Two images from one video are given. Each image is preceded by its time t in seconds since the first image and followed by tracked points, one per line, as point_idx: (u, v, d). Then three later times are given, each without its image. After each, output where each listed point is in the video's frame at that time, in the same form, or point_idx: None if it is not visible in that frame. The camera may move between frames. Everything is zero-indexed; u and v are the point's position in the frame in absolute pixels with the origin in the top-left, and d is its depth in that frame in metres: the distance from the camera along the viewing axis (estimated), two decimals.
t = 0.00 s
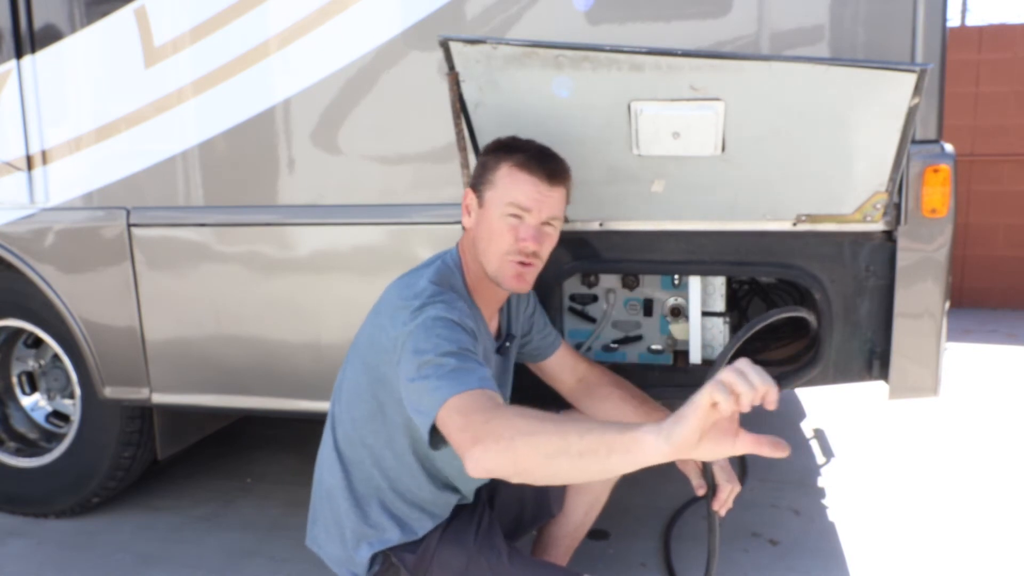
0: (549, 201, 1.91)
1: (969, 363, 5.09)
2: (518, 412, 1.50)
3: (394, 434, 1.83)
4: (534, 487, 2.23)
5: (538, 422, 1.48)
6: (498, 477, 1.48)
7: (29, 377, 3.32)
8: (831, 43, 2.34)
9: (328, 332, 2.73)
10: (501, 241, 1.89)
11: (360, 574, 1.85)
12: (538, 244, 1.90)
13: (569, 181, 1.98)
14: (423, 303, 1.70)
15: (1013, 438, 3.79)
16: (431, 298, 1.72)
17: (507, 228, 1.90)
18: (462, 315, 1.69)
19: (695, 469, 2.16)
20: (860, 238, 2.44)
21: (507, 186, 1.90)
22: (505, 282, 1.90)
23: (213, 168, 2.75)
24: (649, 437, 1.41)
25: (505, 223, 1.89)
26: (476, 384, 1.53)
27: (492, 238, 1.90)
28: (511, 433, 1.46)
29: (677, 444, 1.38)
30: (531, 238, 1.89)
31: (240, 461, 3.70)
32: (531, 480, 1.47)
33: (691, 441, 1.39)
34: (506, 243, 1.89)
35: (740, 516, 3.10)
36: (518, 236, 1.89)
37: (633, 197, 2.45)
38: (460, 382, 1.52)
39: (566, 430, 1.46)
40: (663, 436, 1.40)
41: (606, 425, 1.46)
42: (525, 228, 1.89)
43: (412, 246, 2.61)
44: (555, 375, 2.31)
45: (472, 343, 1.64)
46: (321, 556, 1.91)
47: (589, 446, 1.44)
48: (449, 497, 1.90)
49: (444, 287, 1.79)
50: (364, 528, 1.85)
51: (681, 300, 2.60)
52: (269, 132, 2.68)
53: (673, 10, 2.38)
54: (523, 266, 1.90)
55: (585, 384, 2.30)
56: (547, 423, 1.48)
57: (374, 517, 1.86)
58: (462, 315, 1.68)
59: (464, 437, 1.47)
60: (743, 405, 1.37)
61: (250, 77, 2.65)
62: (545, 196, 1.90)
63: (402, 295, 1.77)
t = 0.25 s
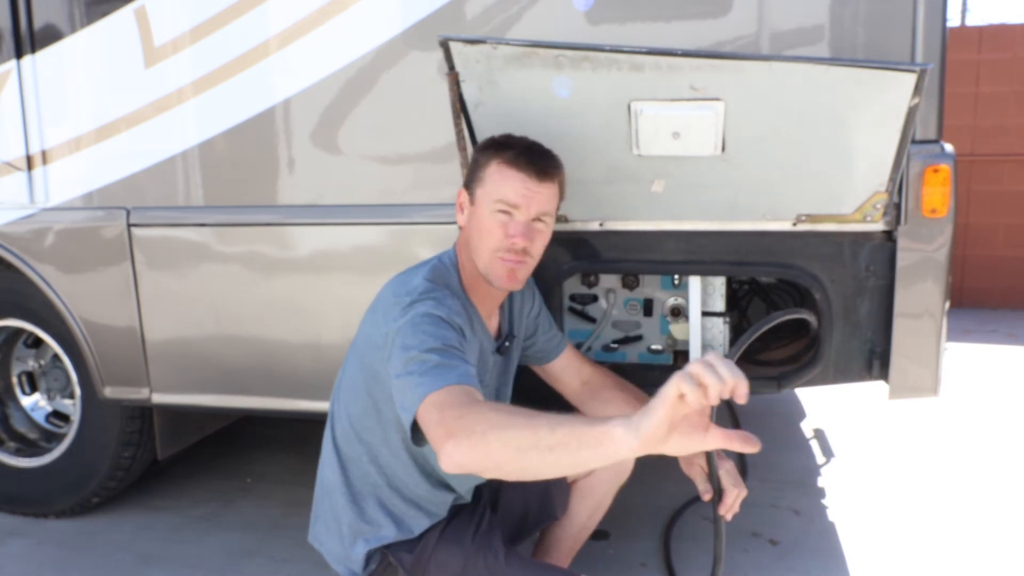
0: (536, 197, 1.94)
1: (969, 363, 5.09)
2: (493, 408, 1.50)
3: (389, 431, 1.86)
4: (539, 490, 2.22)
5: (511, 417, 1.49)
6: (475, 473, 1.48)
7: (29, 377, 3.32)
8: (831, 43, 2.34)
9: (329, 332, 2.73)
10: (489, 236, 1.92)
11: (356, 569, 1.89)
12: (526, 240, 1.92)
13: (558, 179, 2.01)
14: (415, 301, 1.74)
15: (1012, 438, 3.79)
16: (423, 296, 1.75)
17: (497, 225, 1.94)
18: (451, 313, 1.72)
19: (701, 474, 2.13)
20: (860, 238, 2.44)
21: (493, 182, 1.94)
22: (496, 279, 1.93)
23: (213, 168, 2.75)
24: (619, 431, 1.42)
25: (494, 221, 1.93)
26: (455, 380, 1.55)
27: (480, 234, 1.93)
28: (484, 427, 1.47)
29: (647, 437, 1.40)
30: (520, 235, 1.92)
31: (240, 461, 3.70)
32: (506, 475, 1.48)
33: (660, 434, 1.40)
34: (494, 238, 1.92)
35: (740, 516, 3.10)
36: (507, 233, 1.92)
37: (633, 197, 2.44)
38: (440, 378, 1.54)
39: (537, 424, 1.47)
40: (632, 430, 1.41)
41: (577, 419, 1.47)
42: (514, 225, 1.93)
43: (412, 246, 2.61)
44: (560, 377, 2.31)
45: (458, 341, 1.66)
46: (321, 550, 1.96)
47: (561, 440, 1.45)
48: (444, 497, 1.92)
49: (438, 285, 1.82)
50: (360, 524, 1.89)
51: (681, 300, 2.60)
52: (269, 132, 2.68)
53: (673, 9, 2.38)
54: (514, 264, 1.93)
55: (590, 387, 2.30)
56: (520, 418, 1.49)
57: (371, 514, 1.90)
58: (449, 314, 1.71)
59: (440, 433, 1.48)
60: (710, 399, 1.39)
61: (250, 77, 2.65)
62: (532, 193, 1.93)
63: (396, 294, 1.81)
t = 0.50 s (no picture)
0: (530, 195, 1.95)
1: (969, 363, 5.09)
2: (476, 400, 1.51)
3: (385, 428, 1.87)
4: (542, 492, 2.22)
5: (493, 407, 1.50)
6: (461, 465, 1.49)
7: (29, 377, 3.32)
8: (831, 43, 2.34)
9: (329, 332, 2.73)
10: (485, 234, 1.93)
11: (351, 565, 1.91)
12: (521, 238, 1.93)
13: (555, 179, 2.02)
14: (410, 298, 1.75)
15: (1012, 438, 3.79)
16: (417, 293, 1.76)
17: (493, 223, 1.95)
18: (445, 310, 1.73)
19: (705, 477, 2.12)
20: (860, 238, 2.43)
21: (489, 180, 1.96)
22: (492, 277, 1.93)
23: (213, 168, 2.75)
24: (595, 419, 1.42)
25: (489, 218, 1.94)
26: (443, 374, 1.56)
27: (476, 232, 1.94)
28: (465, 417, 1.48)
29: (622, 425, 1.40)
30: (515, 233, 1.92)
31: (240, 461, 3.70)
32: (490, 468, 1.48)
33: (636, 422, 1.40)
34: (489, 236, 1.92)
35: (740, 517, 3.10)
36: (502, 231, 1.93)
37: (633, 197, 2.44)
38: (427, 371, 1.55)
39: (517, 415, 1.47)
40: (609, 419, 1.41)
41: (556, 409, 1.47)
42: (509, 222, 1.94)
43: (412, 246, 2.61)
44: (565, 382, 2.31)
45: (449, 337, 1.67)
46: (318, 545, 1.97)
47: (540, 429, 1.45)
48: (440, 496, 1.93)
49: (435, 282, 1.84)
50: (356, 520, 1.90)
51: (681, 300, 2.60)
52: (269, 132, 2.68)
53: (673, 9, 2.38)
54: (510, 261, 1.93)
55: (595, 390, 2.30)
56: (501, 408, 1.49)
57: (366, 510, 1.91)
58: (442, 310, 1.72)
59: (426, 425, 1.49)
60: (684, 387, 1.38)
61: (250, 77, 2.65)
62: (527, 191, 1.94)
63: (393, 291, 1.82)
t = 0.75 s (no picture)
0: (529, 197, 1.95)
1: (969, 363, 5.09)
2: (462, 402, 1.51)
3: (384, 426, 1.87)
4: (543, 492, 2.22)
5: (479, 410, 1.49)
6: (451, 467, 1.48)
7: (28, 377, 3.32)
8: (831, 43, 2.34)
9: (329, 332, 2.73)
10: (485, 238, 1.94)
11: (351, 563, 1.91)
12: (520, 240, 1.94)
13: (554, 180, 2.01)
14: (409, 297, 1.77)
15: (1012, 438, 3.79)
16: (416, 294, 1.77)
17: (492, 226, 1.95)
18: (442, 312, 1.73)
19: (708, 478, 2.12)
20: (860, 238, 2.43)
21: (488, 181, 1.96)
22: (492, 280, 1.94)
23: (213, 168, 2.75)
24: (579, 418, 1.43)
25: (489, 222, 1.94)
26: (433, 376, 1.56)
27: (476, 233, 1.95)
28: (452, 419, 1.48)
29: (607, 423, 1.40)
30: (514, 237, 1.93)
31: (240, 461, 3.70)
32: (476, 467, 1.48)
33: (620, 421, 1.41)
34: (489, 237, 1.93)
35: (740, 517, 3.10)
36: (501, 234, 1.93)
37: (633, 197, 2.44)
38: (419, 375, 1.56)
39: (506, 416, 1.47)
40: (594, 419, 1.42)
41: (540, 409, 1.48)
42: (508, 226, 1.94)
43: (412, 246, 2.61)
44: (569, 383, 2.31)
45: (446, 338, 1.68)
46: (319, 541, 1.98)
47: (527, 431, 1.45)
48: (440, 496, 1.93)
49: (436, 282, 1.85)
50: (356, 517, 1.90)
51: (681, 300, 2.60)
52: (269, 132, 2.68)
53: (673, 9, 2.38)
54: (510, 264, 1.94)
55: (598, 392, 2.31)
56: (487, 409, 1.49)
57: (366, 508, 1.91)
58: (438, 312, 1.72)
59: (415, 425, 1.49)
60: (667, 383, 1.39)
61: (250, 77, 2.65)
62: (526, 195, 1.95)
63: (393, 291, 1.83)
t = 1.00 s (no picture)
0: (525, 191, 1.95)
1: (969, 363, 5.09)
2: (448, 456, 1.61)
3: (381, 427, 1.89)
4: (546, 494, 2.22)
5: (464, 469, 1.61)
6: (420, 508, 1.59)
7: (28, 377, 3.32)
8: (831, 43, 2.34)
9: (329, 332, 2.73)
10: (483, 233, 1.94)
11: (348, 561, 1.94)
12: (518, 234, 1.94)
13: (550, 171, 2.01)
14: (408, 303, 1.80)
15: (1012, 438, 3.79)
16: (407, 304, 1.79)
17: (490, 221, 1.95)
18: (432, 328, 1.77)
19: (702, 470, 2.14)
20: (860, 238, 2.43)
21: (484, 178, 1.96)
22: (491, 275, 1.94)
23: (213, 168, 2.75)
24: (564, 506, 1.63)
25: (486, 217, 1.94)
26: (416, 418, 1.64)
27: (474, 230, 1.95)
28: (436, 472, 1.58)
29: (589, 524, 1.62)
30: (512, 231, 1.93)
31: (239, 461, 3.70)
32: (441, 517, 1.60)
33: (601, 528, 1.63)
34: (486, 234, 1.93)
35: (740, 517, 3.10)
36: (499, 229, 1.93)
37: (633, 197, 2.44)
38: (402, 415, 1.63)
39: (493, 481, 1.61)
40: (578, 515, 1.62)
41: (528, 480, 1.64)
42: (505, 221, 1.94)
43: (412, 246, 2.61)
44: (568, 384, 2.30)
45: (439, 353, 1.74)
46: (318, 538, 2.01)
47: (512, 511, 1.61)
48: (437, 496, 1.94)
49: (432, 286, 1.87)
50: (354, 515, 1.93)
51: (681, 300, 2.60)
52: (269, 132, 2.68)
53: (673, 9, 2.38)
54: (509, 258, 1.93)
55: (596, 393, 2.30)
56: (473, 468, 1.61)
57: (365, 506, 1.93)
58: (428, 330, 1.76)
59: (394, 470, 1.57)
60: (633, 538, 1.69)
61: (250, 77, 2.65)
62: (522, 189, 1.94)
63: (389, 296, 1.85)
